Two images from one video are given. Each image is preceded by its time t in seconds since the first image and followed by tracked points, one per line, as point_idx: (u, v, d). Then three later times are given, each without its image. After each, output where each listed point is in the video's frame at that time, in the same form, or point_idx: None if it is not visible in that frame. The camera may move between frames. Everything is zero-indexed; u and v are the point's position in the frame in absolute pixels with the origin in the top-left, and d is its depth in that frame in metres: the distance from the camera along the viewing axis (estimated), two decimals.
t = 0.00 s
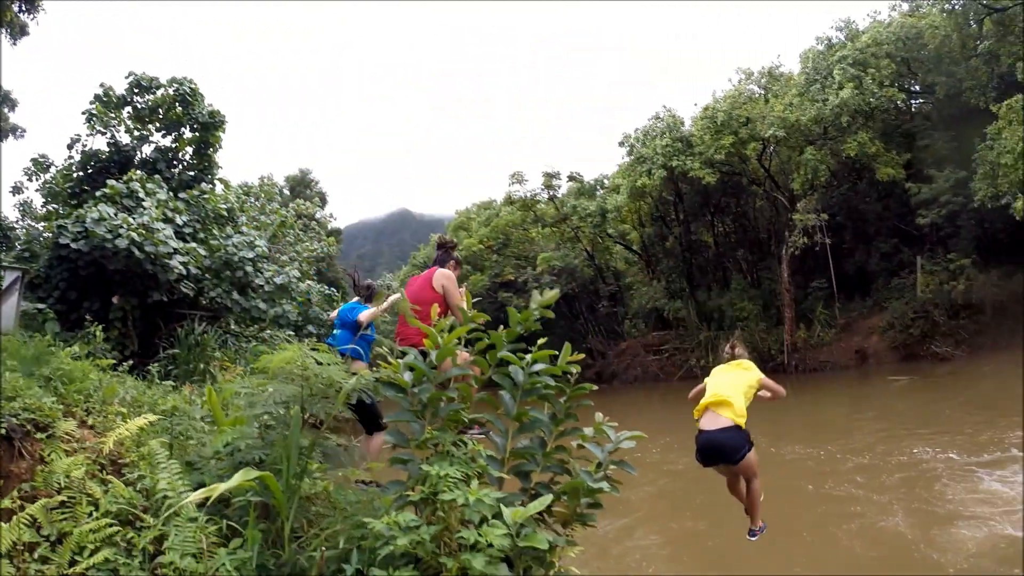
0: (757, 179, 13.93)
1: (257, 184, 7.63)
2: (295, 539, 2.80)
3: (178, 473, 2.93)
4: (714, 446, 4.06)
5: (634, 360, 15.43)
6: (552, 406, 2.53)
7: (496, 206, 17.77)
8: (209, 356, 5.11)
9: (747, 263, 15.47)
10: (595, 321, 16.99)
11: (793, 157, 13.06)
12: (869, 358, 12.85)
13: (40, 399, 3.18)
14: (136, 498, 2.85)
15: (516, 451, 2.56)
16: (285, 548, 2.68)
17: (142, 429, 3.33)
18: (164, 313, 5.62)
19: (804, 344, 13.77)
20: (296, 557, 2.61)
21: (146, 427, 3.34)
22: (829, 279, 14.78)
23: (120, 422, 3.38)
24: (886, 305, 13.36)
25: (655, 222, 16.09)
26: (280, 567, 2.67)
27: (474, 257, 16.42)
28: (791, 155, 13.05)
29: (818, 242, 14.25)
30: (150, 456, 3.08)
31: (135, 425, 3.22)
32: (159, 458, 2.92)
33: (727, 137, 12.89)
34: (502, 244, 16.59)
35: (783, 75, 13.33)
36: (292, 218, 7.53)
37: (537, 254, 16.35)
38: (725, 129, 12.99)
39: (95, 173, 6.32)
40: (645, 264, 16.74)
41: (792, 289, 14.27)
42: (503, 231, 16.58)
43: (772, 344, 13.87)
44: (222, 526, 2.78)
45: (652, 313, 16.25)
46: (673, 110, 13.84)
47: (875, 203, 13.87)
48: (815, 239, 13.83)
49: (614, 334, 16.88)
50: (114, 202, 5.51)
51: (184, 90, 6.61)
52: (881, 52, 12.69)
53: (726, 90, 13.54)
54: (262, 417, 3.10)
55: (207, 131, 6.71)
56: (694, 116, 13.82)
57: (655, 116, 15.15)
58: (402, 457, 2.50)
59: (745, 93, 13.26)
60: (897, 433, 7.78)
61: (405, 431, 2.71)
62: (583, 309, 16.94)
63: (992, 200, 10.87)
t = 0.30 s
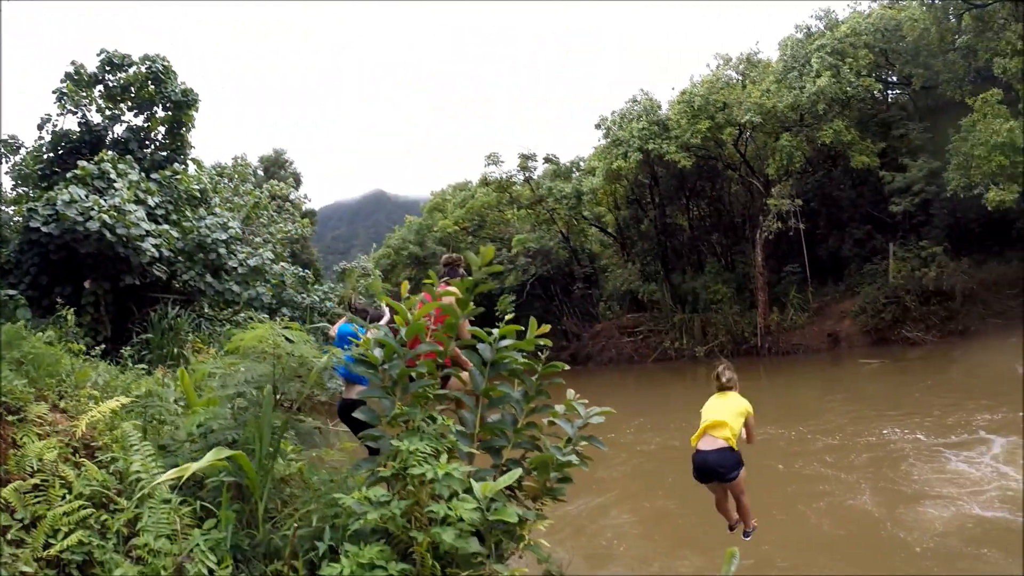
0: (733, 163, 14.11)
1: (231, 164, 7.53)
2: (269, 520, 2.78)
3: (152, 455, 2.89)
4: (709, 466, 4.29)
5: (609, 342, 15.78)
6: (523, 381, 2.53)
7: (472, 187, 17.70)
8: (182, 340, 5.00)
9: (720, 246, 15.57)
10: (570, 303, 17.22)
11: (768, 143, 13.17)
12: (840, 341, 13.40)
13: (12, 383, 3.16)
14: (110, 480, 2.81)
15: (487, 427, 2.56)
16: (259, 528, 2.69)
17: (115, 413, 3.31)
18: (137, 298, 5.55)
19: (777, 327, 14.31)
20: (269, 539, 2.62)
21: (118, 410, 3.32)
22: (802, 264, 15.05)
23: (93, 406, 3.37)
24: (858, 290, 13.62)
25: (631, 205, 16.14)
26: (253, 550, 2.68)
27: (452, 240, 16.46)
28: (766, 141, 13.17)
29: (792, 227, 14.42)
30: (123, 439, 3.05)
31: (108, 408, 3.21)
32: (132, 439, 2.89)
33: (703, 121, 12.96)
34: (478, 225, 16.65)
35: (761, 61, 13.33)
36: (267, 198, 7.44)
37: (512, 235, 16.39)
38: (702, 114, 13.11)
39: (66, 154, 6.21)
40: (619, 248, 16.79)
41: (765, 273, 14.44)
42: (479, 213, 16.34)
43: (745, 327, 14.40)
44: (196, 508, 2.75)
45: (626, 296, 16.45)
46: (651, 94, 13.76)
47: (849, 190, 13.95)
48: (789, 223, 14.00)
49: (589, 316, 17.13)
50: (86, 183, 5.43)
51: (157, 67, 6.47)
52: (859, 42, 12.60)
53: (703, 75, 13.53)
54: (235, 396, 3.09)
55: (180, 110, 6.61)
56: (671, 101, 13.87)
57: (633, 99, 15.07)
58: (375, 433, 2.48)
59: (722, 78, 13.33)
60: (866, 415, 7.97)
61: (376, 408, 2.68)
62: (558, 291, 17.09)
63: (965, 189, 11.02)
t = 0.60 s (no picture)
0: (705, 149, 14.13)
1: (200, 146, 7.43)
2: (238, 505, 2.71)
3: (120, 442, 2.85)
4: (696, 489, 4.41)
5: (580, 327, 15.43)
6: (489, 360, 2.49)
7: (443, 170, 17.01)
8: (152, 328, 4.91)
9: (691, 233, 15.80)
10: (541, 288, 16.74)
11: (741, 130, 13.32)
12: (809, 327, 13.42)
13: None
14: (78, 468, 2.77)
15: (452, 406, 2.52)
16: (229, 514, 2.63)
17: (83, 401, 3.25)
18: (104, 285, 5.45)
19: (747, 313, 14.12)
20: (237, 524, 2.54)
21: (85, 397, 3.27)
22: (773, 251, 15.26)
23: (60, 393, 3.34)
24: (826, 277, 13.88)
25: (602, 189, 16.12)
26: (223, 536, 2.63)
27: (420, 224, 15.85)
28: (738, 128, 13.29)
29: (762, 214, 14.56)
30: (89, 426, 3.00)
31: (74, 396, 3.15)
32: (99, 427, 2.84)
33: (676, 108, 12.94)
34: (450, 210, 16.19)
35: (735, 49, 13.42)
36: (236, 182, 7.35)
37: (484, 220, 16.00)
38: (675, 100, 13.08)
39: (32, 137, 6.06)
40: (591, 232, 16.64)
41: (735, 258, 14.53)
42: (451, 197, 15.85)
43: (716, 312, 14.26)
44: (165, 495, 2.71)
45: (598, 281, 16.21)
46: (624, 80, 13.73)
47: (819, 178, 14.16)
48: (760, 210, 14.11)
49: (560, 301, 16.61)
50: (52, 166, 5.30)
51: (126, 48, 6.35)
52: (835, 33, 12.90)
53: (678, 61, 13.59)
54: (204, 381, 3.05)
55: (149, 91, 6.50)
56: (645, 85, 13.72)
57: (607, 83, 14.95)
58: (341, 415, 2.45)
59: (696, 64, 13.29)
60: (830, 398, 8.19)
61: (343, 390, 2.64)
62: (529, 277, 16.64)
63: (933, 180, 11.28)
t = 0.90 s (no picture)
0: (661, 124, 14.08)
1: (151, 134, 7.27)
2: (198, 487, 2.67)
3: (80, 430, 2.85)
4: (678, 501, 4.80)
5: (540, 302, 15.16)
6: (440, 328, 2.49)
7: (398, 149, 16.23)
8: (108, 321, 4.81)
9: (649, 206, 15.76)
10: (500, 264, 16.34)
11: (696, 105, 13.36)
12: (767, 298, 13.52)
13: None
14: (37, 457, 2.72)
15: (406, 376, 2.53)
16: (191, 495, 2.59)
17: (40, 393, 3.24)
18: (57, 279, 5.35)
19: (705, 284, 14.12)
20: (198, 502, 2.50)
21: (41, 388, 3.22)
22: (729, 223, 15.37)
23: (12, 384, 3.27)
24: (783, 248, 14.17)
25: (558, 164, 15.83)
26: (186, 519, 2.57)
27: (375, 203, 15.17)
28: (694, 103, 13.33)
29: (718, 187, 14.62)
30: (48, 416, 2.98)
31: (29, 386, 3.10)
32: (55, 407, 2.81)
33: (631, 83, 12.57)
34: (406, 189, 15.42)
35: (690, 24, 13.30)
36: (189, 168, 7.23)
37: (441, 198, 15.31)
38: (630, 76, 12.70)
39: None
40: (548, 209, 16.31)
41: (692, 232, 14.44)
42: (407, 176, 15.12)
43: (674, 285, 14.14)
44: (127, 479, 2.67)
45: (556, 257, 15.88)
46: (579, 55, 13.40)
47: (775, 151, 14.50)
48: (716, 184, 14.11)
49: (520, 277, 16.34)
50: None
51: (71, 34, 6.17)
52: (790, 10, 13.09)
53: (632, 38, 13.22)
54: (160, 365, 2.90)
55: (96, 78, 6.31)
56: (601, 61, 13.44)
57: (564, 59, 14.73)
58: (296, 388, 2.44)
59: (651, 40, 13.05)
60: (785, 365, 8.50)
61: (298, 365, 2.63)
62: (488, 253, 16.15)
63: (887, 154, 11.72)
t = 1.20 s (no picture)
0: (635, 112, 13.95)
1: (121, 125, 7.16)
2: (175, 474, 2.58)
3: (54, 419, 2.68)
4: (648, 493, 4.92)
5: (516, 289, 15.17)
6: (410, 311, 2.50)
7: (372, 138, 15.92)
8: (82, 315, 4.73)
9: (623, 193, 15.87)
10: (475, 253, 16.16)
11: (670, 93, 13.16)
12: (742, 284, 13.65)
13: None
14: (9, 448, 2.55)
15: (376, 358, 2.54)
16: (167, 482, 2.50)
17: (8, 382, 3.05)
18: (28, 274, 5.28)
19: (680, 271, 14.20)
20: (173, 489, 2.44)
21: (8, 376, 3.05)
22: (703, 209, 15.50)
23: None
24: (756, 234, 14.35)
25: (533, 153, 15.70)
26: (163, 505, 2.49)
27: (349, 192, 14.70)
28: (668, 91, 13.15)
29: (692, 174, 14.67)
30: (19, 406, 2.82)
31: None
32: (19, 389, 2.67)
33: (605, 71, 12.49)
34: (380, 177, 15.03)
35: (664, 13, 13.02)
36: (160, 159, 7.15)
37: (416, 186, 15.04)
38: (604, 63, 12.61)
39: None
40: (523, 196, 16.28)
41: (667, 218, 14.42)
42: (381, 165, 14.74)
43: (650, 271, 14.17)
44: (100, 467, 2.58)
45: (532, 245, 15.98)
46: (553, 43, 13.27)
47: (748, 139, 14.67)
48: (690, 170, 14.10)
49: (494, 265, 16.35)
50: None
51: (38, 24, 6.03)
52: None
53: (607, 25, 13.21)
54: (134, 355, 2.86)
55: (64, 69, 6.19)
56: (574, 49, 13.28)
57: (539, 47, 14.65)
58: (268, 373, 2.44)
59: (625, 28, 12.90)
60: (759, 349, 8.61)
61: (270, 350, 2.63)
62: (462, 241, 16.01)
63: (859, 142, 11.86)
